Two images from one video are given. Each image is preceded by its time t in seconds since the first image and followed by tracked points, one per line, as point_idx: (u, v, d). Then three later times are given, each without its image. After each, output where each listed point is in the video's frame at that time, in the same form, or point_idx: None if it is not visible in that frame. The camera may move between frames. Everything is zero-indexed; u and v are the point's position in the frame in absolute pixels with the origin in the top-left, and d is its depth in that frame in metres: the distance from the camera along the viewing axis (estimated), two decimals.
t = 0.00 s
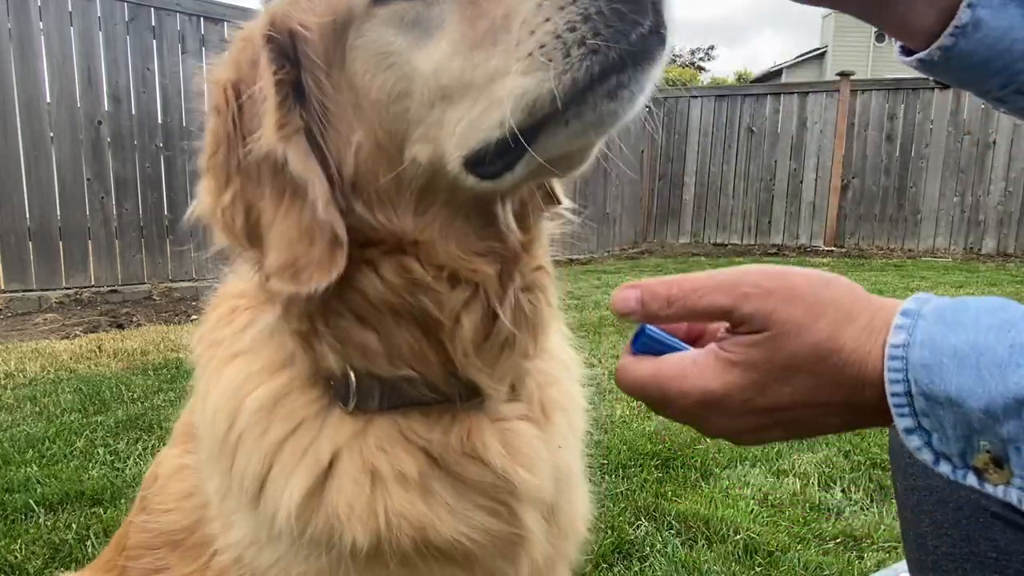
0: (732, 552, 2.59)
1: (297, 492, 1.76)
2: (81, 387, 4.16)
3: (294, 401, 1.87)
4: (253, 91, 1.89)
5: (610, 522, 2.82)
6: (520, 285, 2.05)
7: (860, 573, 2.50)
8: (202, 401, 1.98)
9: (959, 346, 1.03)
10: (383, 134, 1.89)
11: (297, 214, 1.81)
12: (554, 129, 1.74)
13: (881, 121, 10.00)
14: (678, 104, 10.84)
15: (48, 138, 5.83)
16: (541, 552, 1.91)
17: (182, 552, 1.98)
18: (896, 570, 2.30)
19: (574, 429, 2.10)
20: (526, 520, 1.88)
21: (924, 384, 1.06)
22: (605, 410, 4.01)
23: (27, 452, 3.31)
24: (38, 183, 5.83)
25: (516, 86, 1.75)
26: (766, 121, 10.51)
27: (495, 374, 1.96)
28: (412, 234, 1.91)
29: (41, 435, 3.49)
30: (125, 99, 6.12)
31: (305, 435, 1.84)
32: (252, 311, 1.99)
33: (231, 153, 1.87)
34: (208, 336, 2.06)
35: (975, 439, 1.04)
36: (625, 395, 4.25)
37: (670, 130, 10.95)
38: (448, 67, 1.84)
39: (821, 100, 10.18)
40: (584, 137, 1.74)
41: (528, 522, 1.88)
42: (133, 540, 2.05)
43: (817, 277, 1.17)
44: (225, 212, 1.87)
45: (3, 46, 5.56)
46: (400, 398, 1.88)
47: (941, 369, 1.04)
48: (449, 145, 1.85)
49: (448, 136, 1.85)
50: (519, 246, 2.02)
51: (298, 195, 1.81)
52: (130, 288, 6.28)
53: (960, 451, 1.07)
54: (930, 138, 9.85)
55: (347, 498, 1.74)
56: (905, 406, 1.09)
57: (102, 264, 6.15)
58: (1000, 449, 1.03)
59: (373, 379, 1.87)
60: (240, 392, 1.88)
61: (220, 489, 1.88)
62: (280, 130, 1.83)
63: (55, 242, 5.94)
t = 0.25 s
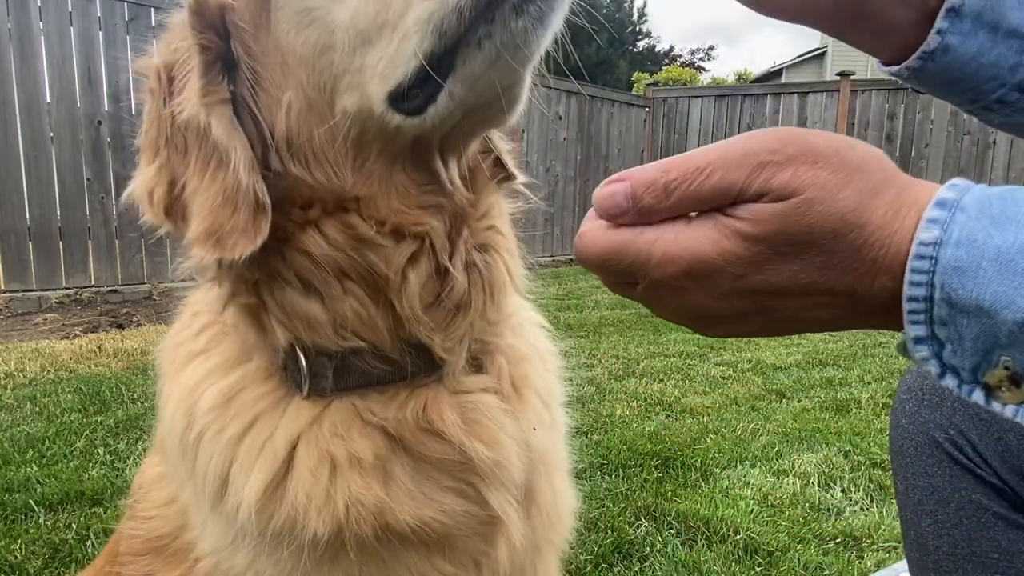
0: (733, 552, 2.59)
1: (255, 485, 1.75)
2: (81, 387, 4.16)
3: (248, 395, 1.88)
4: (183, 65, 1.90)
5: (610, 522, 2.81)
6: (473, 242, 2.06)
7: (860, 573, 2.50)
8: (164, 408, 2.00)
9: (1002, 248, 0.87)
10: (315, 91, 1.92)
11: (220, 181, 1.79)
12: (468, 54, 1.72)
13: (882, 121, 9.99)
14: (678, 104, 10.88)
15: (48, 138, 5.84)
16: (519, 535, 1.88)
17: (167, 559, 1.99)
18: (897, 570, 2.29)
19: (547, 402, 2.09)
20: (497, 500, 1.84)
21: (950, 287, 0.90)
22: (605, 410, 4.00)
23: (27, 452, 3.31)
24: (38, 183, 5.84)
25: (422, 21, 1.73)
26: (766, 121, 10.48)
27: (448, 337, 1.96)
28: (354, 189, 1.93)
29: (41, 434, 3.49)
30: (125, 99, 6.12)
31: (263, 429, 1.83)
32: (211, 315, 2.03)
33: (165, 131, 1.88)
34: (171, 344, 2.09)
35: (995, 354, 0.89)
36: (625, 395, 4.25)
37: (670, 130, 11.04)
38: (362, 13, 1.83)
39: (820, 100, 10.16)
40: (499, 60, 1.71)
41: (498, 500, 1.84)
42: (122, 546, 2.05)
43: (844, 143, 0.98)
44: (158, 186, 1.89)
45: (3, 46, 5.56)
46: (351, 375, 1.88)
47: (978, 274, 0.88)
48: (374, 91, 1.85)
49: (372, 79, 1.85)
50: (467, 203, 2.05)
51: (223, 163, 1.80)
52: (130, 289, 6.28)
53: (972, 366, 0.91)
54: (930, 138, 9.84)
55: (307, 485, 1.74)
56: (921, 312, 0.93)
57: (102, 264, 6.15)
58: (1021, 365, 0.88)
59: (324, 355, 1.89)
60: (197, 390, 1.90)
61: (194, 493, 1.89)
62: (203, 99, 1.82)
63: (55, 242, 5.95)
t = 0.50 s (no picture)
0: (733, 552, 2.59)
1: (245, 471, 1.75)
2: (81, 387, 4.16)
3: (235, 383, 1.87)
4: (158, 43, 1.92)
5: (610, 522, 2.81)
6: (457, 208, 2.10)
7: (859, 573, 2.49)
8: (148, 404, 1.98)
9: (955, 357, 0.88)
10: (300, 59, 1.95)
11: (201, 154, 1.82)
12: (454, 10, 1.79)
13: (881, 121, 9.98)
14: (678, 104, 10.86)
15: (48, 138, 5.84)
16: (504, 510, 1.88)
17: (155, 558, 1.99)
18: (896, 570, 2.29)
19: (532, 379, 2.11)
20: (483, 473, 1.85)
21: (918, 394, 0.89)
22: (605, 410, 4.00)
23: (26, 452, 3.31)
24: (38, 183, 5.83)
25: None
26: (766, 120, 10.48)
27: (431, 303, 1.98)
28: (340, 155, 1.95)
29: (41, 434, 3.49)
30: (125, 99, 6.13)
31: (250, 416, 1.82)
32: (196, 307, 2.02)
33: (140, 105, 1.88)
34: (153, 339, 2.07)
35: (972, 455, 0.89)
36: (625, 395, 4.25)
37: (670, 130, 10.99)
38: None
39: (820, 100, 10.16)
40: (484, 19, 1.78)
41: (483, 473, 1.85)
42: (116, 548, 2.03)
43: (812, 281, 1.01)
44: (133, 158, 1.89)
45: (3, 46, 5.56)
46: (334, 355, 1.88)
47: (939, 384, 0.88)
48: (361, 54, 1.90)
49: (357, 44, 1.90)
50: (449, 169, 2.10)
51: (202, 136, 1.82)
52: (130, 289, 6.28)
53: (957, 469, 0.90)
54: (930, 138, 9.84)
55: (299, 464, 1.74)
56: (899, 420, 0.92)
57: (102, 264, 6.15)
58: (1000, 465, 0.87)
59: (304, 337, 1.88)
60: (180, 381, 1.88)
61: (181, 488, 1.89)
62: (184, 74, 1.85)
63: (55, 242, 5.95)
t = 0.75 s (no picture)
0: (732, 552, 2.60)
1: (257, 461, 1.75)
2: (81, 387, 4.16)
3: (246, 376, 1.87)
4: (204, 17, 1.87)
5: (610, 522, 2.81)
6: (479, 212, 2.11)
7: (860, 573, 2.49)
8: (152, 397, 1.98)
9: (964, 374, 0.87)
10: (343, 49, 1.91)
11: (248, 136, 1.80)
12: (511, 22, 1.79)
13: (882, 121, 9.98)
14: (678, 104, 10.86)
15: (48, 138, 5.84)
16: (507, 500, 1.89)
17: (156, 555, 1.99)
18: (896, 570, 2.29)
19: (533, 374, 2.12)
20: (486, 465, 1.86)
21: (926, 409, 0.88)
22: (604, 410, 4.00)
23: (27, 452, 3.31)
24: (38, 183, 5.84)
25: None
26: (766, 120, 10.48)
27: (449, 303, 1.99)
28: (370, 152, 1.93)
29: (41, 434, 3.49)
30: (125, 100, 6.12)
31: (260, 408, 1.83)
32: (205, 301, 2.02)
33: (178, 80, 1.84)
34: (157, 330, 2.06)
35: (980, 471, 0.88)
36: (625, 395, 4.25)
37: (670, 130, 10.97)
38: None
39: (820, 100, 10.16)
40: (535, 43, 1.81)
41: (487, 464, 1.86)
42: (116, 547, 2.03)
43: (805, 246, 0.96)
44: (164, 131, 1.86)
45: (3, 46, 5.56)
46: (350, 350, 1.88)
47: (946, 399, 0.87)
48: (405, 54, 1.88)
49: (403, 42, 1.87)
50: (474, 172, 2.09)
51: (250, 116, 1.80)
52: (130, 289, 6.29)
53: (964, 484, 0.90)
54: (930, 138, 9.85)
55: (314, 456, 1.74)
56: (906, 436, 0.91)
57: (102, 264, 6.15)
58: (1009, 481, 0.87)
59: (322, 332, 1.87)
60: (190, 372, 1.89)
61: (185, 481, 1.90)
62: (231, 54, 1.82)
63: (55, 242, 5.95)
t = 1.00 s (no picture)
0: (733, 552, 2.60)
1: (264, 459, 1.75)
2: (81, 387, 4.16)
3: (254, 371, 1.86)
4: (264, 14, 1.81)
5: (610, 522, 2.81)
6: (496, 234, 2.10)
7: (860, 573, 2.49)
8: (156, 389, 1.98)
9: (1000, 359, 0.87)
10: (394, 77, 1.86)
11: (300, 146, 1.79)
12: (565, 94, 1.80)
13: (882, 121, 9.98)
14: (679, 104, 10.85)
15: (48, 139, 5.84)
16: (509, 499, 1.90)
17: (155, 554, 1.99)
18: (896, 570, 2.29)
19: (533, 376, 2.12)
20: (491, 465, 1.87)
21: (956, 393, 0.89)
22: (604, 410, 4.00)
23: (27, 452, 3.31)
24: (38, 183, 5.84)
25: (542, 44, 1.76)
26: (767, 120, 10.47)
27: (464, 315, 1.99)
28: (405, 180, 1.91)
29: (41, 434, 3.49)
30: (125, 99, 6.12)
31: (266, 405, 1.82)
32: (212, 293, 2.00)
33: (224, 76, 1.79)
34: (162, 320, 2.04)
35: (1004, 458, 0.88)
36: (625, 395, 4.25)
37: (671, 130, 10.96)
38: (472, 18, 1.81)
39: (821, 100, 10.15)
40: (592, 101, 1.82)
41: (491, 465, 1.87)
42: (114, 546, 2.04)
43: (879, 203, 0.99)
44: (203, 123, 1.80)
45: (3, 46, 5.56)
46: (363, 354, 1.87)
47: (978, 381, 0.87)
48: (457, 93, 1.85)
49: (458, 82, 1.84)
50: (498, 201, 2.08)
51: (304, 128, 1.78)
52: (130, 289, 6.29)
53: (985, 470, 0.91)
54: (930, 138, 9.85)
55: (321, 455, 1.74)
56: (930, 417, 0.91)
57: (102, 264, 6.15)
58: None
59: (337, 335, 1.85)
60: (197, 367, 1.88)
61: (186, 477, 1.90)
62: (292, 62, 1.79)
63: (55, 242, 5.95)
